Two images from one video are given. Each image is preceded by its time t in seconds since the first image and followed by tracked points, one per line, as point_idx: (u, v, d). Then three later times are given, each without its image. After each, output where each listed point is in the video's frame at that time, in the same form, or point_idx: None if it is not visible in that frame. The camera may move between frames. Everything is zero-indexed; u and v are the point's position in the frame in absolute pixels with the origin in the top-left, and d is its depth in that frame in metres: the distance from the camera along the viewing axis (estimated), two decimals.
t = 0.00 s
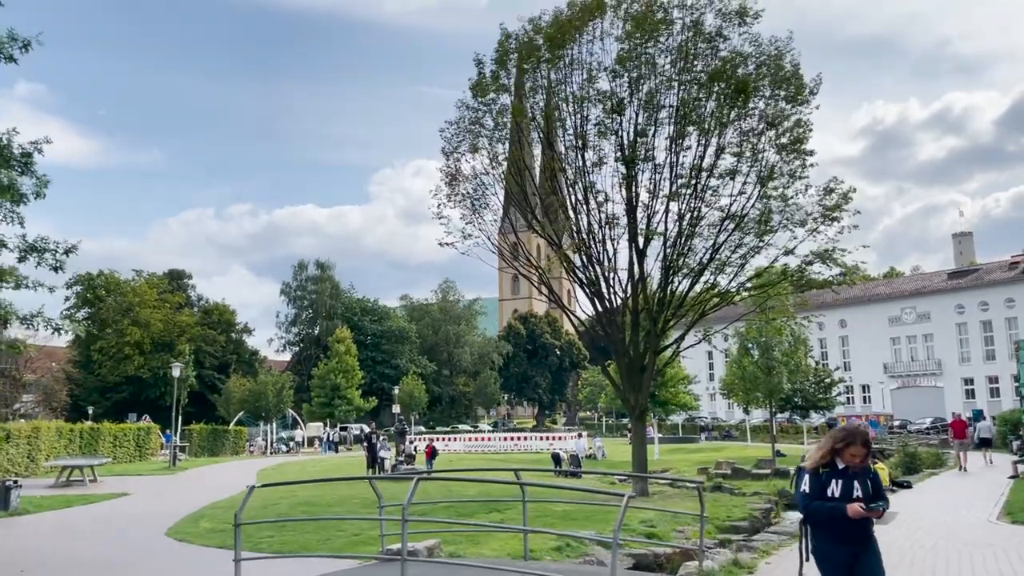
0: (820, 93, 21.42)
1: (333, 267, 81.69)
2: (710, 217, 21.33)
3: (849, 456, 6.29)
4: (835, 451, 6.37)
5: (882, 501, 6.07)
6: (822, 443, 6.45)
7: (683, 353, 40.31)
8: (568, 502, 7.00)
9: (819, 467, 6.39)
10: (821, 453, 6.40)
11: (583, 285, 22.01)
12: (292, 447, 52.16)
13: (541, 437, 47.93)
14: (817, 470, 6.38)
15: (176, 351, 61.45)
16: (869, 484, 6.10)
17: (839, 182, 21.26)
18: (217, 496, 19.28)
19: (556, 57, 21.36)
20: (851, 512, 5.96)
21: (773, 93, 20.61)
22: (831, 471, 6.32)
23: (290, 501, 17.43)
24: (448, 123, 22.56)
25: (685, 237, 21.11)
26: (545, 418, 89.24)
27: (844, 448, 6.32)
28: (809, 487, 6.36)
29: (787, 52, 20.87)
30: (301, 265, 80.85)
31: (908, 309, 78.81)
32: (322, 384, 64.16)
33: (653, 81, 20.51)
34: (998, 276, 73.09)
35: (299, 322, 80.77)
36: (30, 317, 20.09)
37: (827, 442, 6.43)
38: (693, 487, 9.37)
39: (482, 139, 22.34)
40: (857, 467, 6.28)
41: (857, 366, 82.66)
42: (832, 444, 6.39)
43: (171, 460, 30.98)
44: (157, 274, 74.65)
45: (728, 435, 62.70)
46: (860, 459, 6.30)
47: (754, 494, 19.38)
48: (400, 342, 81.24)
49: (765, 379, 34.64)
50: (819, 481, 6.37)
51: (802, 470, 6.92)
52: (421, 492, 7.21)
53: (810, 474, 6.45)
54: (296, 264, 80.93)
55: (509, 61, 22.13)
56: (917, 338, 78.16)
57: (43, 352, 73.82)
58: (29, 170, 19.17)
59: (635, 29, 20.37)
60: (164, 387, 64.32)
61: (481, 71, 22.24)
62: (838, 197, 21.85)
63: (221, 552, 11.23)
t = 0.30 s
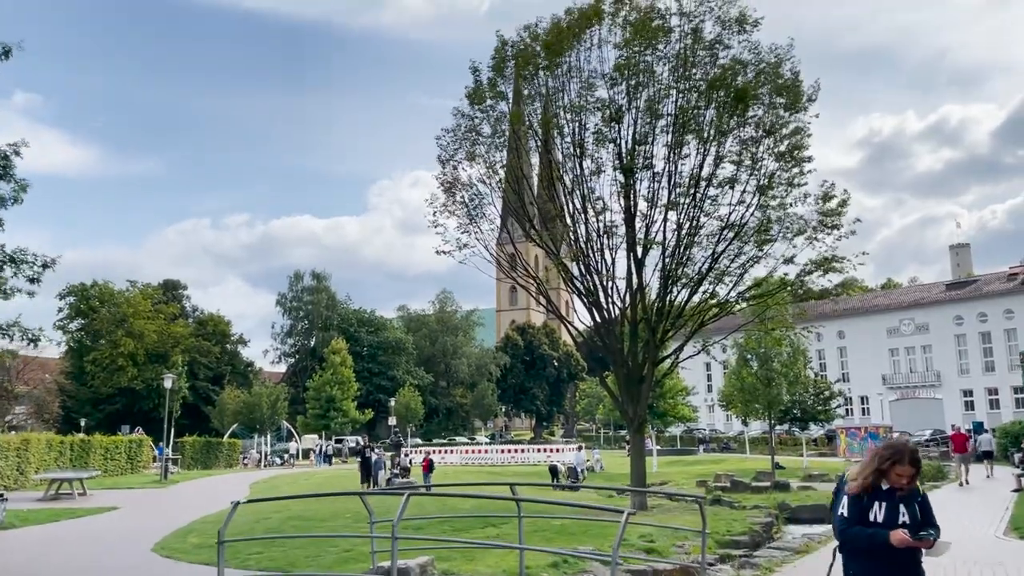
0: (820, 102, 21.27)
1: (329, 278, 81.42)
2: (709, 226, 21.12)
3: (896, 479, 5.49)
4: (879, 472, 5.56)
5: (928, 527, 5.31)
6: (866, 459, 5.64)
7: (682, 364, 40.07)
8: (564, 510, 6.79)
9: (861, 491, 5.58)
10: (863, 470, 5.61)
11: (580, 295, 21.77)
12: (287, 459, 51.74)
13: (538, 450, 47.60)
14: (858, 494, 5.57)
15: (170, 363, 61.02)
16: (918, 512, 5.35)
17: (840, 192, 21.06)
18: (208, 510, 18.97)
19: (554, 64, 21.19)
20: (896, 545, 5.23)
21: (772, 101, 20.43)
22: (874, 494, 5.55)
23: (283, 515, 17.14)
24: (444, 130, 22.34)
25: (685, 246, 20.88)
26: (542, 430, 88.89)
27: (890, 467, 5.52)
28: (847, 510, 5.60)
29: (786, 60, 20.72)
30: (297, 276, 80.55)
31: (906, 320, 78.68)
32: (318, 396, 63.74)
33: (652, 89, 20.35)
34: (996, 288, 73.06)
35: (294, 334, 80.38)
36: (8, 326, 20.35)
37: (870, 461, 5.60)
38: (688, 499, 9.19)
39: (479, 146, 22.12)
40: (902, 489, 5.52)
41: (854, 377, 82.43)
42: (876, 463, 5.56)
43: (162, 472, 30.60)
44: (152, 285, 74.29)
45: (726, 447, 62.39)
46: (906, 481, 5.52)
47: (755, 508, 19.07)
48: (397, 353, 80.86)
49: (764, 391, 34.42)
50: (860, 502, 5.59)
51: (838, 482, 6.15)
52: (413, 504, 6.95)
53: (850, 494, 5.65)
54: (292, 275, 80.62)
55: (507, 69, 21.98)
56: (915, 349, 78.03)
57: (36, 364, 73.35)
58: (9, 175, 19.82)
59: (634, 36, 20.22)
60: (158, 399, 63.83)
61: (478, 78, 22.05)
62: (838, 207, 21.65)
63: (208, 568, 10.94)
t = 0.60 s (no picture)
0: (815, 109, 21.22)
1: (322, 287, 81.19)
2: (704, 234, 21.00)
3: (932, 483, 4.69)
4: (913, 473, 4.78)
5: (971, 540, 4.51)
6: (896, 459, 4.86)
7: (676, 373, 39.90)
8: (558, 519, 6.57)
9: (889, 494, 4.80)
10: (891, 472, 4.83)
11: (574, 303, 21.61)
12: (278, 470, 51.41)
13: (532, 459, 47.37)
14: (888, 500, 4.78)
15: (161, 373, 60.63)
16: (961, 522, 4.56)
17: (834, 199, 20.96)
18: (195, 522, 18.68)
19: (547, 70, 21.09)
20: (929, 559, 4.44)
21: (767, 107, 20.34)
22: (905, 500, 4.76)
23: (271, 527, 16.85)
24: (437, 136, 22.20)
25: (679, 253, 20.75)
26: (536, 440, 88.55)
27: (925, 470, 4.74)
28: (873, 518, 4.82)
29: (781, 66, 20.66)
30: (290, 285, 80.31)
31: (900, 329, 78.69)
32: (310, 406, 63.39)
33: (646, 95, 20.26)
34: (990, 296, 73.21)
35: (287, 343, 80.05)
36: None
37: (900, 464, 4.80)
38: (685, 509, 8.98)
39: (472, 153, 21.97)
40: (939, 495, 4.73)
41: (849, 386, 82.34)
42: (906, 465, 4.80)
43: (151, 483, 30.28)
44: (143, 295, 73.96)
45: (721, 456, 62.19)
46: (945, 486, 4.72)
47: (750, 518, 18.85)
48: (390, 362, 80.53)
49: (759, 400, 34.26)
50: (890, 509, 4.81)
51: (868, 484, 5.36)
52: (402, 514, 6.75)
53: (879, 500, 4.87)
54: (285, 284, 80.38)
55: (500, 74, 21.84)
56: (909, 358, 78.07)
57: (27, 374, 72.89)
58: None
59: (627, 42, 20.18)
60: (149, 409, 63.34)
61: (471, 84, 21.95)
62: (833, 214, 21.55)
63: None
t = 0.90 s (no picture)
0: (807, 115, 21.12)
1: (311, 297, 80.76)
2: (695, 241, 20.82)
3: (965, 502, 4.20)
4: (941, 491, 4.25)
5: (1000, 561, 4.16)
6: (916, 476, 4.35)
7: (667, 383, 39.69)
8: (544, 533, 6.34)
9: (916, 515, 4.29)
10: (915, 491, 4.32)
11: (564, 312, 21.38)
12: (266, 482, 50.89)
13: (522, 470, 47.03)
14: (912, 523, 4.29)
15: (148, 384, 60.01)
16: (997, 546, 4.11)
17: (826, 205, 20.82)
18: (179, 536, 18.29)
19: (536, 75, 20.94)
20: None
21: (758, 112, 20.21)
22: (935, 524, 4.26)
23: (255, 541, 16.51)
24: (425, 143, 21.99)
25: (670, 261, 20.57)
26: (526, 450, 88.22)
27: (957, 487, 4.23)
28: (897, 550, 4.31)
29: (772, 71, 20.55)
30: (278, 295, 79.88)
31: (890, 338, 78.77)
32: (298, 417, 62.86)
33: (636, 101, 20.11)
34: (980, 305, 73.43)
35: (275, 353, 79.55)
36: None
37: (927, 480, 4.29)
38: (675, 523, 8.79)
39: (460, 159, 21.75)
40: (974, 513, 4.25)
41: (839, 396, 82.27)
42: (937, 484, 4.25)
43: (136, 496, 29.87)
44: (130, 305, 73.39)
45: (712, 466, 61.98)
46: (979, 505, 4.27)
47: (742, 529, 18.61)
48: (380, 373, 80.03)
49: (751, 409, 34.06)
50: (916, 533, 4.30)
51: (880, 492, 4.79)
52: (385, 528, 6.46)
53: (902, 523, 4.35)
54: (273, 294, 79.92)
55: (488, 80, 21.67)
56: (900, 367, 78.13)
57: (12, 386, 72.15)
58: None
59: (617, 47, 20.06)
60: (135, 421, 62.64)
61: (459, 90, 21.78)
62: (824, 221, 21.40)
63: None
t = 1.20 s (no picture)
0: (798, 118, 21.10)
1: (301, 303, 80.48)
2: (686, 244, 20.75)
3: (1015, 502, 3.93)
4: (987, 490, 3.98)
5: None
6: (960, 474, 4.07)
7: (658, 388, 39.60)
8: (531, 541, 6.25)
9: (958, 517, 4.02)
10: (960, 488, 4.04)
11: (554, 316, 21.26)
12: (255, 489, 50.61)
13: (513, 476, 46.86)
14: (953, 525, 4.02)
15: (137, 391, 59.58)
16: None
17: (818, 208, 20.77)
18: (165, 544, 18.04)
19: (526, 77, 20.85)
20: None
21: (749, 115, 20.16)
22: (981, 527, 3.98)
23: (243, 550, 16.30)
24: (413, 145, 21.86)
25: (660, 264, 20.49)
26: (517, 456, 88.02)
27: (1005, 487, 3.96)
28: (938, 552, 4.03)
29: (764, 73, 20.51)
30: (268, 301, 79.57)
31: (880, 342, 78.96)
32: (287, 424, 62.51)
33: (626, 104, 20.05)
34: (969, 309, 73.76)
35: (265, 360, 79.20)
36: None
37: (972, 478, 4.03)
38: (669, 528, 8.71)
39: (449, 162, 21.62)
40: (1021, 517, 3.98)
41: (830, 400, 82.38)
42: (980, 480, 4.01)
43: (123, 504, 29.56)
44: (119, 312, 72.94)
45: (703, 471, 61.97)
46: None
47: (735, 535, 18.48)
48: (371, 379, 79.74)
49: (742, 414, 34.01)
50: (956, 537, 4.02)
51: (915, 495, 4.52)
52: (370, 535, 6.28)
53: (942, 526, 4.08)
54: (263, 300, 79.59)
55: (477, 83, 21.58)
56: (890, 371, 78.31)
57: None
58: None
59: (606, 49, 20.01)
60: (124, 428, 62.16)
61: (447, 93, 21.67)
62: (816, 224, 21.34)
63: None
